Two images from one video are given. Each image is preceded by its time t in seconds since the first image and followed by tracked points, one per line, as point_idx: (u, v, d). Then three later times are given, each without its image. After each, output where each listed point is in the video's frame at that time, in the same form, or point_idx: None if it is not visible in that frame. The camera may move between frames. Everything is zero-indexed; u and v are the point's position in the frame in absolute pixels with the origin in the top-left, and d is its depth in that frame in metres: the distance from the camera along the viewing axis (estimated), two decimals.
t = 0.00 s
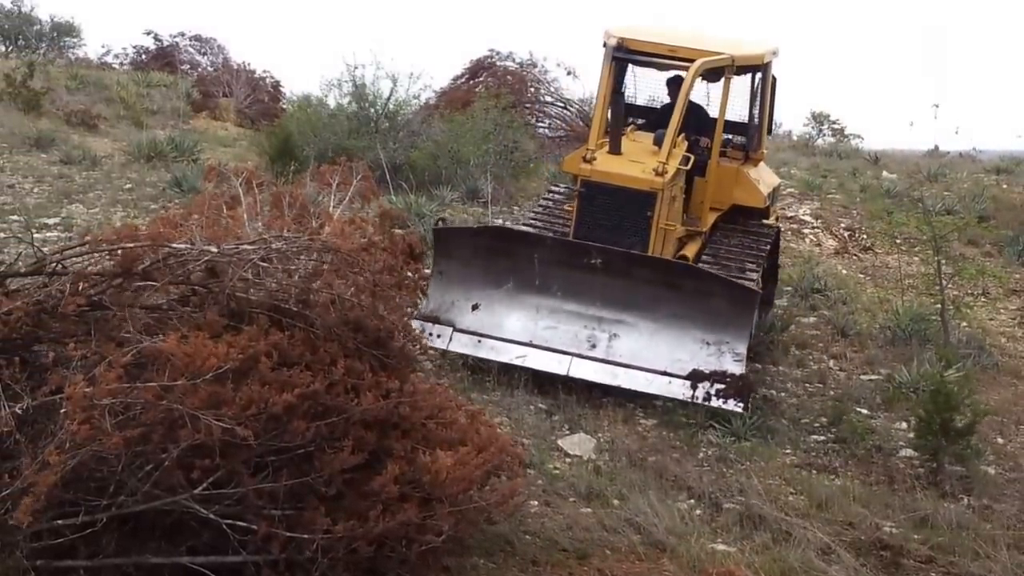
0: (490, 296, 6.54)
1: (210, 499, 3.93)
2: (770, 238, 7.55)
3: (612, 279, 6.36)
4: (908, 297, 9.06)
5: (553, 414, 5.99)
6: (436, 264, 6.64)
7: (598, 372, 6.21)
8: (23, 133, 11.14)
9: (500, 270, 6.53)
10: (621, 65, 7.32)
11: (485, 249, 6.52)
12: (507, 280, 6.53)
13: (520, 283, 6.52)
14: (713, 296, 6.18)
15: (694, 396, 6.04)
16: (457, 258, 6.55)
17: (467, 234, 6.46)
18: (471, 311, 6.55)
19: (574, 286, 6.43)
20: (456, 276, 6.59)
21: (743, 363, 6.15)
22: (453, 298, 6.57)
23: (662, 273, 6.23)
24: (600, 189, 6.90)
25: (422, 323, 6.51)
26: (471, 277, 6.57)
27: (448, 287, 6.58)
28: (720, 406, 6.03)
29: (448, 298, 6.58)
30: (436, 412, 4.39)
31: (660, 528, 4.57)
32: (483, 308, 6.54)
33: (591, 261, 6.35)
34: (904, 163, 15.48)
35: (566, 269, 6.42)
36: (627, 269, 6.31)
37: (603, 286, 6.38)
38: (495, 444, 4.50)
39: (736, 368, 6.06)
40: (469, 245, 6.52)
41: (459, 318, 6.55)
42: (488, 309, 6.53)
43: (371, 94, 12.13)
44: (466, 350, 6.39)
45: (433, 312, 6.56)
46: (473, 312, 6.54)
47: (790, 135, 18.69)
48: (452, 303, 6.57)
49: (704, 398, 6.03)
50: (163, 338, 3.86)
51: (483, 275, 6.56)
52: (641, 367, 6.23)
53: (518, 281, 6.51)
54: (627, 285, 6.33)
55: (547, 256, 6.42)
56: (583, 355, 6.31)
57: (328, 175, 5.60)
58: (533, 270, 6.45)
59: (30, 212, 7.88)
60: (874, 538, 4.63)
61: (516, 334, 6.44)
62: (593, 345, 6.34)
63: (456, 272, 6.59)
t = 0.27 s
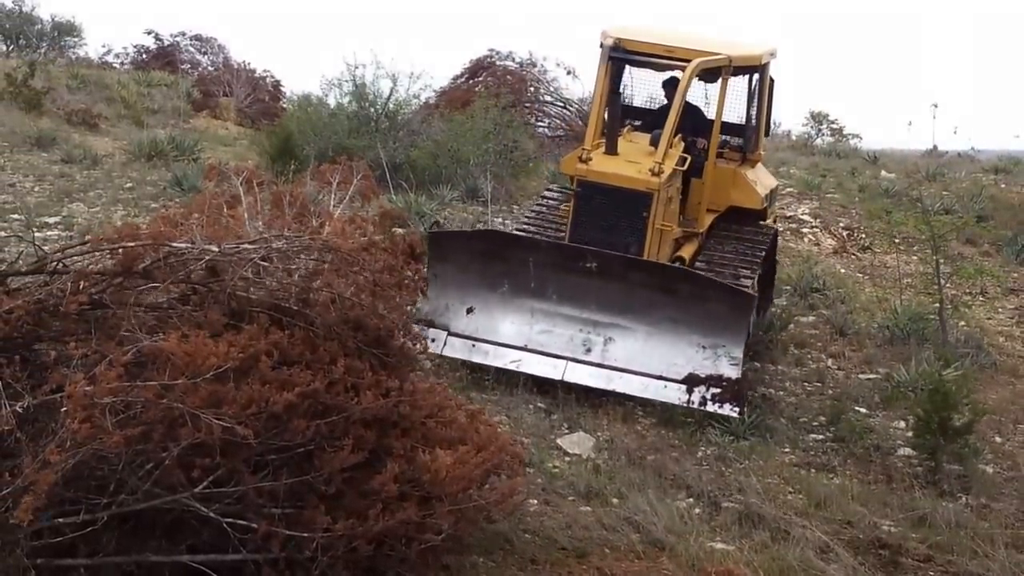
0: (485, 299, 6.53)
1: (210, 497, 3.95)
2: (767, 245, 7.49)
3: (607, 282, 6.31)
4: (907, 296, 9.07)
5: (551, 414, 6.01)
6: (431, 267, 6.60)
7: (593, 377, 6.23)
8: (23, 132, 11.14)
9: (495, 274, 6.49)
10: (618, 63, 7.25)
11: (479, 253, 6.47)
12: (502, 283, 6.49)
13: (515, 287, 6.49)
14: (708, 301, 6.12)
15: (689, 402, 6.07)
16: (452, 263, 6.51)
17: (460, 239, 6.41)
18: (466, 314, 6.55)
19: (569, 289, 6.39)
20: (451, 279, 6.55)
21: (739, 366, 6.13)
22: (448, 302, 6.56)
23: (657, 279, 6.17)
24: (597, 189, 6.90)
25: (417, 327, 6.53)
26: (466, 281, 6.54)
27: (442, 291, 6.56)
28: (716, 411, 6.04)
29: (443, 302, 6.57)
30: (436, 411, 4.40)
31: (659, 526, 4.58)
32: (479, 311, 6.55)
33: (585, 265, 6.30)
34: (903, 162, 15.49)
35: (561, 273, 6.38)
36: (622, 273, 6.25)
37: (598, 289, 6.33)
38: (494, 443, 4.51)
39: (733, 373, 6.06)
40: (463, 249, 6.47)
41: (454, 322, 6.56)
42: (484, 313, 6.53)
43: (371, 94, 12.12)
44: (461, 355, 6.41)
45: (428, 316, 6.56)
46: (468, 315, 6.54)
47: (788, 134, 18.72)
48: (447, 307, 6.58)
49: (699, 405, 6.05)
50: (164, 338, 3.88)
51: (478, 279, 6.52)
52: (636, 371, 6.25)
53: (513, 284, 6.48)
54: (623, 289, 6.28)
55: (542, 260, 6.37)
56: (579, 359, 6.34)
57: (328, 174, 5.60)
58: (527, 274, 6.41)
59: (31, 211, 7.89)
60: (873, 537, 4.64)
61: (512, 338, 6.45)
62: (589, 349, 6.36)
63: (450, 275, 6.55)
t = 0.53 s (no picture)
0: (484, 303, 6.53)
1: (213, 495, 3.97)
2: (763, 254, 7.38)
3: (606, 286, 6.35)
4: (908, 294, 9.08)
5: (553, 414, 6.02)
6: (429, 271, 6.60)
7: (593, 380, 6.21)
8: (27, 130, 11.14)
9: (494, 276, 6.51)
10: (618, 61, 7.21)
11: (478, 256, 6.49)
12: (501, 286, 6.51)
13: (514, 289, 6.51)
14: (708, 303, 6.17)
15: (690, 405, 6.04)
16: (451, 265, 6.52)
17: (461, 241, 6.43)
18: (464, 318, 6.54)
19: (568, 292, 6.42)
20: (449, 283, 6.55)
21: (739, 369, 6.15)
22: (446, 306, 6.55)
23: (657, 281, 6.21)
24: (597, 189, 6.91)
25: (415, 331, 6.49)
26: (464, 284, 6.54)
27: (440, 294, 6.55)
28: (716, 415, 6.02)
29: (441, 305, 6.55)
30: (438, 410, 4.42)
31: (660, 524, 4.59)
32: (477, 314, 6.54)
33: (585, 268, 6.34)
34: (905, 161, 15.51)
35: (561, 276, 6.41)
36: (622, 275, 6.29)
37: (598, 292, 6.37)
38: (496, 442, 4.53)
39: (734, 376, 6.07)
40: (462, 252, 6.48)
41: (452, 326, 6.53)
42: (482, 316, 6.52)
43: (374, 93, 12.10)
44: (460, 358, 6.37)
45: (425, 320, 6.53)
46: (466, 319, 6.53)
47: (790, 133, 18.75)
48: (444, 310, 6.55)
49: (700, 408, 6.02)
50: (168, 336, 3.91)
51: (477, 281, 6.54)
52: (636, 374, 6.23)
53: (512, 287, 6.50)
54: (622, 291, 6.32)
55: (542, 263, 6.41)
56: (578, 362, 6.32)
57: (332, 172, 5.60)
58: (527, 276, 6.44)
59: (34, 210, 7.90)
60: (873, 535, 4.65)
61: (510, 341, 6.44)
62: (588, 352, 6.35)
63: (448, 278, 6.55)
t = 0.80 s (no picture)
0: (483, 309, 6.52)
1: (220, 493, 3.98)
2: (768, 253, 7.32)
3: (606, 292, 6.38)
4: (912, 293, 9.10)
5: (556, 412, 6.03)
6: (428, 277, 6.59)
7: (593, 387, 6.18)
8: (34, 129, 11.16)
9: (493, 282, 6.52)
10: (618, 61, 7.19)
11: (477, 261, 6.51)
12: (500, 292, 6.52)
13: (513, 296, 6.51)
14: (709, 308, 6.20)
15: (690, 413, 5.98)
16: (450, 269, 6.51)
17: (460, 245, 6.45)
18: (462, 325, 6.50)
19: (568, 298, 6.43)
20: (448, 289, 6.54)
21: (740, 376, 6.17)
22: (445, 312, 6.52)
23: (657, 286, 6.25)
24: (598, 190, 6.90)
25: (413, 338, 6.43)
26: (463, 290, 6.54)
27: (439, 300, 6.52)
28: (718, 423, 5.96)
29: (440, 312, 6.52)
30: (444, 408, 4.43)
31: (666, 521, 4.61)
32: (476, 321, 6.51)
33: (585, 273, 6.37)
34: (909, 160, 15.53)
35: (560, 282, 6.43)
36: (622, 281, 6.32)
37: (597, 299, 6.39)
38: (502, 439, 4.54)
39: (735, 383, 6.06)
40: (462, 256, 6.50)
41: (450, 334, 6.48)
42: (481, 323, 6.50)
43: (380, 92, 12.22)
44: (459, 365, 6.32)
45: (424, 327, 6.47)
46: (465, 325, 6.49)
47: (794, 131, 18.80)
48: (443, 317, 6.51)
49: (701, 416, 5.96)
50: (175, 334, 3.93)
51: (476, 287, 6.54)
52: (636, 382, 6.21)
53: (512, 292, 6.51)
54: (622, 297, 6.34)
55: (541, 268, 6.43)
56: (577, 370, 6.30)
57: (338, 171, 5.61)
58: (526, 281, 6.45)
59: (41, 208, 7.92)
60: (878, 532, 4.67)
61: (510, 348, 6.41)
62: (587, 360, 6.33)
63: (447, 284, 6.54)
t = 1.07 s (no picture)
0: (482, 314, 6.49)
1: (229, 491, 3.99)
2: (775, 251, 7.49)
3: (606, 298, 6.33)
4: (919, 290, 9.11)
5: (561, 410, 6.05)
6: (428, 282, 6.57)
7: (591, 394, 6.11)
8: (44, 127, 11.18)
9: (492, 286, 6.49)
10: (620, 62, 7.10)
11: (476, 267, 6.49)
12: (501, 297, 6.48)
13: (513, 301, 6.47)
14: (710, 315, 6.15)
15: (690, 420, 5.93)
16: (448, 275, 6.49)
17: (459, 250, 6.44)
18: (462, 331, 6.47)
19: (568, 304, 6.39)
20: (447, 294, 6.52)
21: (740, 385, 6.11)
22: (444, 318, 6.49)
23: (658, 291, 6.20)
24: (600, 190, 6.86)
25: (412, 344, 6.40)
26: (462, 296, 6.51)
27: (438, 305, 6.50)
28: (717, 430, 5.90)
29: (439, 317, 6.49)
30: (453, 405, 4.44)
31: (674, 518, 4.63)
32: (475, 326, 6.48)
33: (584, 279, 6.33)
34: (915, 158, 15.55)
35: (560, 287, 6.38)
36: (621, 287, 6.28)
37: (597, 305, 6.34)
38: (511, 437, 4.56)
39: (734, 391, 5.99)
40: (462, 262, 6.48)
41: (450, 340, 6.46)
42: (480, 329, 6.47)
43: (389, 91, 12.25)
44: (458, 370, 6.29)
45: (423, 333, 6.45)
46: (464, 331, 6.47)
47: (802, 130, 18.84)
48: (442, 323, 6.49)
49: (700, 423, 5.91)
50: (185, 332, 3.94)
51: (475, 292, 6.51)
52: (635, 389, 6.15)
53: (511, 297, 6.47)
54: (622, 304, 6.30)
55: (541, 273, 6.40)
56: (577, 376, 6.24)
57: (347, 170, 5.62)
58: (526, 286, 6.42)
59: (52, 206, 7.94)
60: (886, 529, 4.69)
61: (509, 354, 6.37)
62: (587, 366, 6.28)
63: (446, 290, 6.52)
